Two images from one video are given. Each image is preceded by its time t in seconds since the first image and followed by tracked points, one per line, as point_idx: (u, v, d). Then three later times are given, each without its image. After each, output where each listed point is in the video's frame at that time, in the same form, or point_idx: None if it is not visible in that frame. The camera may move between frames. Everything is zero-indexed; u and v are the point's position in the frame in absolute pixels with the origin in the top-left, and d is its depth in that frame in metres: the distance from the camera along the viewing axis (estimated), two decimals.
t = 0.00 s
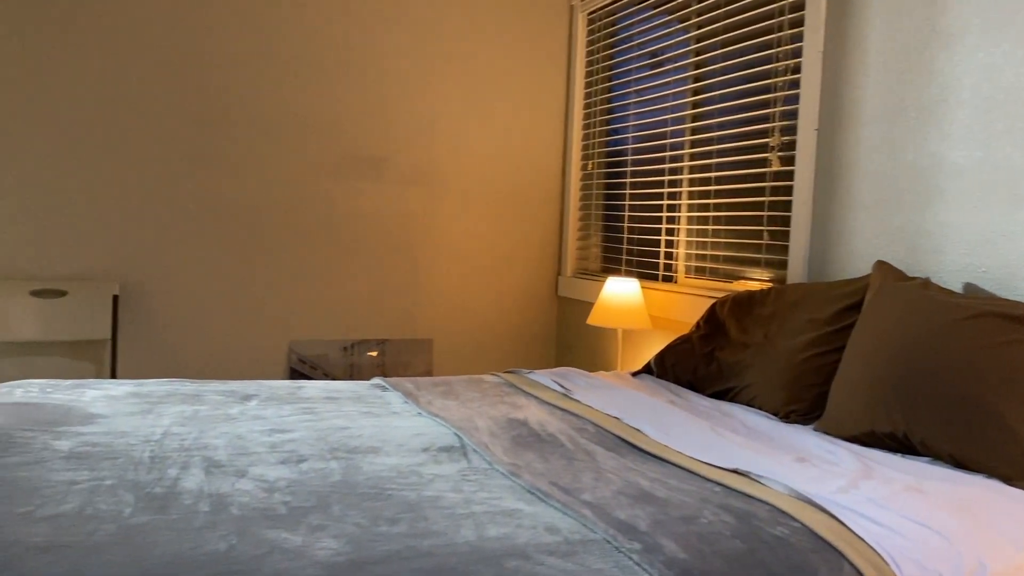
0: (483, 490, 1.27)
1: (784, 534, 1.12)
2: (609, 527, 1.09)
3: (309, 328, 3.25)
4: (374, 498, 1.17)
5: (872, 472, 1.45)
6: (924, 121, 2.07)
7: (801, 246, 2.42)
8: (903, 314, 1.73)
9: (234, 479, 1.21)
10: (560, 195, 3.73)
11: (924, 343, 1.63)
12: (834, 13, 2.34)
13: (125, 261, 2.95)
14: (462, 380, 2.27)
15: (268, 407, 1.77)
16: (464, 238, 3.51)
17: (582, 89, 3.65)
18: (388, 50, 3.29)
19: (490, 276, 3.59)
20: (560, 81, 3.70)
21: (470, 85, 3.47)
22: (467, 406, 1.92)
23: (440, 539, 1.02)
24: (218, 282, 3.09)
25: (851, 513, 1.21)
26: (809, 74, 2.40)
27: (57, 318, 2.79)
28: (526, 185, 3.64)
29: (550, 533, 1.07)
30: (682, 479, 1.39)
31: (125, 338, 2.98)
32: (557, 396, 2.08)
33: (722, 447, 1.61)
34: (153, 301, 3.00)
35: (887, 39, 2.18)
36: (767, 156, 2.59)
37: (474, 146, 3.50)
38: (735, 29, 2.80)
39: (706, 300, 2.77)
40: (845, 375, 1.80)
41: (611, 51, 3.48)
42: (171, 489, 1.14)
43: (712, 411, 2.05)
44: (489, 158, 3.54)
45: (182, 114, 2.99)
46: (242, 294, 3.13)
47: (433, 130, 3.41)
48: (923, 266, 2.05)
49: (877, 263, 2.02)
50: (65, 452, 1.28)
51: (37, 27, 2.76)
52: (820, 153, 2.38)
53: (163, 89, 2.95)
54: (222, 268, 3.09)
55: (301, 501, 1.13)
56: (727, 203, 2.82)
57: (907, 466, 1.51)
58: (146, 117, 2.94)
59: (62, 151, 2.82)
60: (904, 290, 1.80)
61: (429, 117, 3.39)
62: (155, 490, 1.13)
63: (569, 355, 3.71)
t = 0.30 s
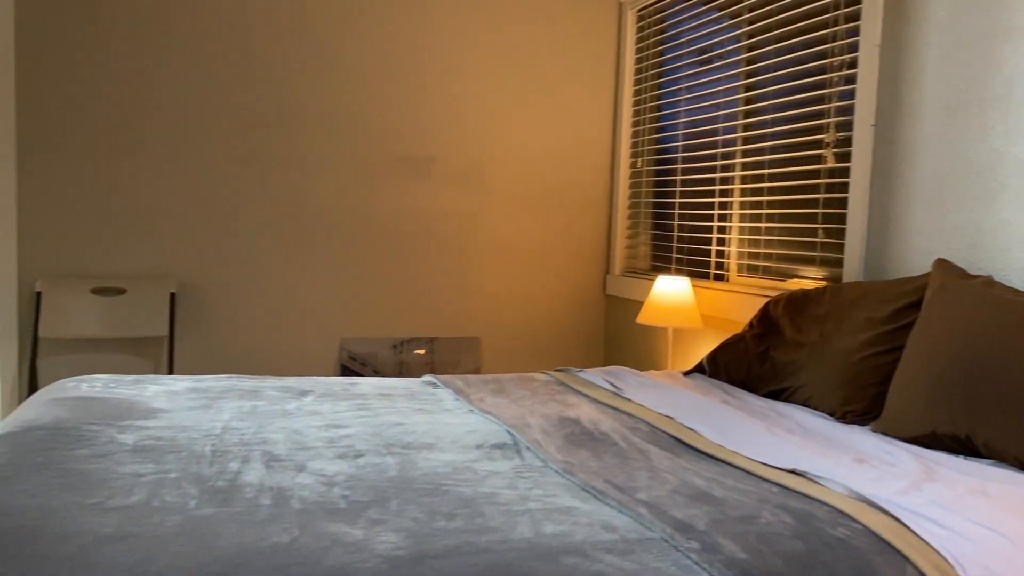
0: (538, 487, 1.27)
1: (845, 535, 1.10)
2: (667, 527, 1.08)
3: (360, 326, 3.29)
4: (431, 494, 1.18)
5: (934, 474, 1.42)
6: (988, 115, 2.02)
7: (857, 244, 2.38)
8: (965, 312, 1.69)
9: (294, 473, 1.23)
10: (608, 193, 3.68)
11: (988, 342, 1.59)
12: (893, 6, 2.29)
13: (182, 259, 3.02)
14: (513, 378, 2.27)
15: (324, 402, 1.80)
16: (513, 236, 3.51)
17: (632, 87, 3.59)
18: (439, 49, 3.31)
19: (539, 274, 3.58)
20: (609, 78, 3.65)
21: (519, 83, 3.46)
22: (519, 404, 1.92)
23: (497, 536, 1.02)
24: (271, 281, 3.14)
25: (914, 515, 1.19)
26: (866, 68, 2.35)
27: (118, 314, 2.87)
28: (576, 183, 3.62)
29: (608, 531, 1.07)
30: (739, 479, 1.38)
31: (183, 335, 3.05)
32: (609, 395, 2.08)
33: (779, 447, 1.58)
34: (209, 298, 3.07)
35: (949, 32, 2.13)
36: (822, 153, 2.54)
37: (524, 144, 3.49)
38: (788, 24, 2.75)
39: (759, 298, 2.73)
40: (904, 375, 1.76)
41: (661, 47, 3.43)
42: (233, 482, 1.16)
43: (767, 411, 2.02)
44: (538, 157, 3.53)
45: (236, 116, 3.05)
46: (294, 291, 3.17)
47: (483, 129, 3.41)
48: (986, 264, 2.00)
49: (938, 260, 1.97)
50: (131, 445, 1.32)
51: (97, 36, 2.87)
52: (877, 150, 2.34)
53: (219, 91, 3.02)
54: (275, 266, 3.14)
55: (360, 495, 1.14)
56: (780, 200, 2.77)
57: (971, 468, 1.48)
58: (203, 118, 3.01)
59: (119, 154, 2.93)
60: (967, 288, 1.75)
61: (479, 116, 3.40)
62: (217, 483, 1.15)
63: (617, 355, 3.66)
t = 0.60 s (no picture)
0: (592, 486, 1.26)
1: (908, 538, 1.08)
2: (724, 526, 1.07)
3: (409, 324, 3.31)
4: (486, 490, 1.18)
5: (999, 478, 1.38)
6: None
7: (915, 242, 2.32)
8: None
9: (351, 468, 1.25)
10: (657, 191, 3.64)
11: None
12: None
13: (236, 258, 3.08)
14: (563, 376, 2.27)
15: (376, 398, 1.82)
16: (562, 234, 3.50)
17: (682, 84, 3.55)
18: (488, 48, 3.31)
19: (588, 272, 3.56)
20: (658, 76, 3.61)
21: (568, 81, 3.45)
22: (570, 402, 1.92)
23: (554, 532, 1.02)
24: (321, 279, 3.18)
25: (979, 518, 1.16)
26: (926, 62, 2.29)
27: (175, 312, 2.93)
28: (625, 181, 3.59)
29: (664, 530, 1.06)
30: (796, 479, 1.36)
31: (236, 332, 3.11)
32: (660, 394, 2.06)
33: (836, 448, 1.56)
34: (262, 296, 3.12)
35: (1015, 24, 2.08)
36: (878, 149, 2.49)
37: (573, 142, 3.48)
38: (844, 17, 2.69)
39: (812, 297, 2.69)
40: (966, 375, 1.72)
41: (711, 43, 3.38)
42: (291, 476, 1.18)
43: (822, 411, 1.99)
44: (588, 154, 3.51)
45: (289, 116, 3.09)
46: (345, 289, 3.21)
47: (531, 127, 3.41)
48: None
49: (1001, 259, 1.92)
50: (191, 438, 1.35)
51: (155, 39, 2.94)
52: (936, 145, 2.28)
53: (273, 92, 3.07)
54: (326, 264, 3.18)
55: (416, 490, 1.15)
56: (834, 198, 2.73)
57: None
58: (257, 119, 3.06)
59: (175, 155, 2.99)
60: None
61: (528, 114, 3.39)
62: (276, 477, 1.17)
63: (666, 355, 3.62)
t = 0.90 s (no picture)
0: (644, 485, 1.25)
1: (972, 543, 1.05)
2: (781, 528, 1.05)
3: (455, 323, 3.32)
4: (538, 488, 1.18)
5: None
6: None
7: (975, 240, 2.26)
8: None
9: (403, 464, 1.26)
10: (706, 188, 3.60)
11: None
12: None
13: (287, 256, 3.12)
14: (613, 375, 2.26)
15: (426, 396, 1.83)
16: (610, 233, 3.48)
17: (732, 80, 3.50)
18: (536, 46, 3.31)
19: (636, 271, 3.53)
20: (707, 72, 3.56)
21: (617, 78, 3.42)
22: (620, 402, 1.91)
23: (608, 532, 1.01)
24: (369, 277, 3.20)
25: None
26: (987, 55, 2.23)
27: (228, 309, 2.99)
28: (674, 179, 3.55)
29: (719, 531, 1.05)
30: (853, 481, 1.33)
31: (287, 329, 3.15)
32: (711, 394, 2.04)
33: (894, 449, 1.53)
34: (312, 294, 3.16)
35: None
36: (936, 145, 2.43)
37: (621, 139, 3.45)
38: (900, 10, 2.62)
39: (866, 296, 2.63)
40: None
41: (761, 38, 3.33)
42: (345, 471, 1.19)
43: (878, 413, 1.95)
44: (636, 152, 3.48)
45: (338, 116, 3.13)
46: (393, 287, 3.23)
47: (579, 124, 3.39)
48: None
49: None
50: (247, 434, 1.37)
51: (208, 41, 2.99)
52: (997, 141, 2.22)
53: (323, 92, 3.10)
54: (374, 262, 3.20)
55: (468, 487, 1.16)
56: (889, 195, 2.67)
57: None
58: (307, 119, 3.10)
59: (227, 154, 3.04)
60: None
61: (576, 111, 3.38)
62: (331, 472, 1.18)
63: (714, 355, 3.57)
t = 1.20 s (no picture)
0: (695, 488, 1.24)
1: None
2: (837, 534, 1.03)
3: (500, 321, 3.33)
4: (587, 490, 1.17)
5: None
6: None
7: None
8: None
9: (451, 463, 1.26)
10: (754, 187, 3.54)
11: None
12: None
13: (334, 255, 3.15)
14: (660, 376, 2.24)
15: (472, 395, 1.83)
16: (656, 232, 3.45)
17: (781, 76, 3.43)
18: (581, 44, 3.29)
19: (682, 271, 3.49)
20: (755, 69, 3.49)
21: (663, 75, 3.38)
22: (668, 403, 1.89)
23: (660, 535, 1.00)
24: (415, 275, 3.22)
25: None
26: None
27: (277, 308, 3.02)
28: (721, 177, 3.50)
29: (773, 535, 1.03)
30: (910, 487, 1.30)
31: (334, 327, 3.18)
32: (762, 395, 2.01)
33: (952, 454, 1.49)
34: (357, 292, 3.18)
35: None
36: (994, 141, 2.36)
37: (667, 137, 3.42)
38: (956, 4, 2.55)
39: (918, 296, 2.58)
40: None
41: (811, 34, 3.26)
42: (395, 470, 1.20)
43: (935, 416, 1.90)
44: (682, 150, 3.44)
45: (384, 116, 3.14)
46: (437, 287, 3.25)
47: (624, 122, 3.36)
48: None
49: None
50: (298, 431, 1.38)
51: (258, 42, 3.03)
52: None
53: (369, 92, 3.12)
54: (419, 261, 3.22)
55: (517, 488, 1.15)
56: (944, 193, 2.60)
57: None
58: (354, 119, 3.12)
59: (274, 154, 3.07)
60: None
61: (621, 110, 3.35)
62: (381, 470, 1.19)
63: (762, 356, 3.52)
